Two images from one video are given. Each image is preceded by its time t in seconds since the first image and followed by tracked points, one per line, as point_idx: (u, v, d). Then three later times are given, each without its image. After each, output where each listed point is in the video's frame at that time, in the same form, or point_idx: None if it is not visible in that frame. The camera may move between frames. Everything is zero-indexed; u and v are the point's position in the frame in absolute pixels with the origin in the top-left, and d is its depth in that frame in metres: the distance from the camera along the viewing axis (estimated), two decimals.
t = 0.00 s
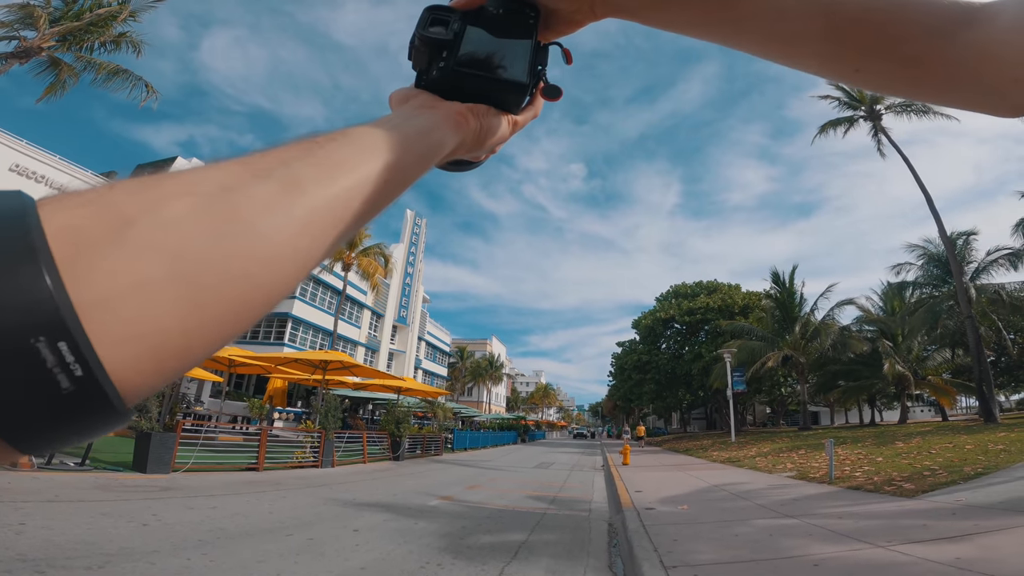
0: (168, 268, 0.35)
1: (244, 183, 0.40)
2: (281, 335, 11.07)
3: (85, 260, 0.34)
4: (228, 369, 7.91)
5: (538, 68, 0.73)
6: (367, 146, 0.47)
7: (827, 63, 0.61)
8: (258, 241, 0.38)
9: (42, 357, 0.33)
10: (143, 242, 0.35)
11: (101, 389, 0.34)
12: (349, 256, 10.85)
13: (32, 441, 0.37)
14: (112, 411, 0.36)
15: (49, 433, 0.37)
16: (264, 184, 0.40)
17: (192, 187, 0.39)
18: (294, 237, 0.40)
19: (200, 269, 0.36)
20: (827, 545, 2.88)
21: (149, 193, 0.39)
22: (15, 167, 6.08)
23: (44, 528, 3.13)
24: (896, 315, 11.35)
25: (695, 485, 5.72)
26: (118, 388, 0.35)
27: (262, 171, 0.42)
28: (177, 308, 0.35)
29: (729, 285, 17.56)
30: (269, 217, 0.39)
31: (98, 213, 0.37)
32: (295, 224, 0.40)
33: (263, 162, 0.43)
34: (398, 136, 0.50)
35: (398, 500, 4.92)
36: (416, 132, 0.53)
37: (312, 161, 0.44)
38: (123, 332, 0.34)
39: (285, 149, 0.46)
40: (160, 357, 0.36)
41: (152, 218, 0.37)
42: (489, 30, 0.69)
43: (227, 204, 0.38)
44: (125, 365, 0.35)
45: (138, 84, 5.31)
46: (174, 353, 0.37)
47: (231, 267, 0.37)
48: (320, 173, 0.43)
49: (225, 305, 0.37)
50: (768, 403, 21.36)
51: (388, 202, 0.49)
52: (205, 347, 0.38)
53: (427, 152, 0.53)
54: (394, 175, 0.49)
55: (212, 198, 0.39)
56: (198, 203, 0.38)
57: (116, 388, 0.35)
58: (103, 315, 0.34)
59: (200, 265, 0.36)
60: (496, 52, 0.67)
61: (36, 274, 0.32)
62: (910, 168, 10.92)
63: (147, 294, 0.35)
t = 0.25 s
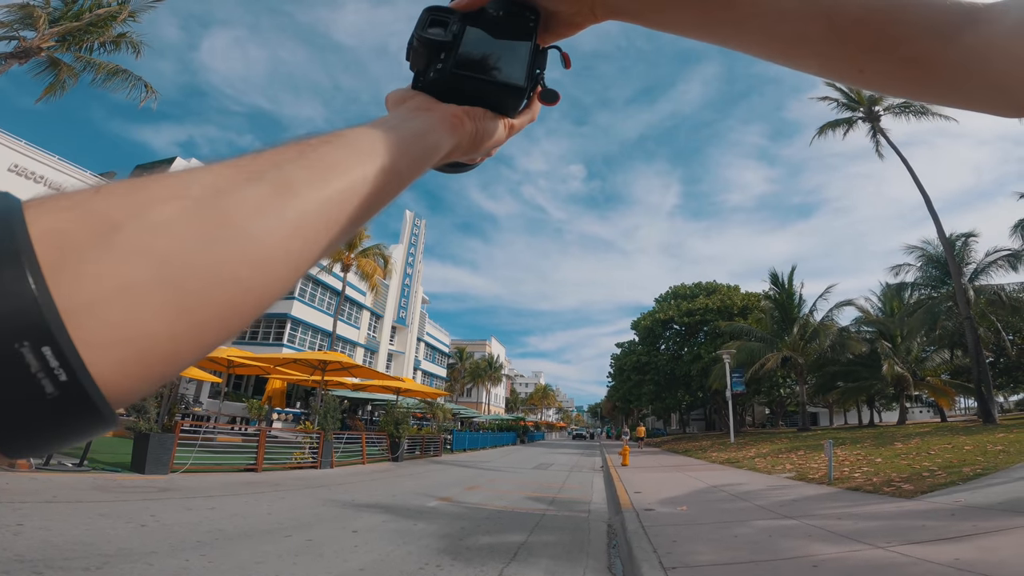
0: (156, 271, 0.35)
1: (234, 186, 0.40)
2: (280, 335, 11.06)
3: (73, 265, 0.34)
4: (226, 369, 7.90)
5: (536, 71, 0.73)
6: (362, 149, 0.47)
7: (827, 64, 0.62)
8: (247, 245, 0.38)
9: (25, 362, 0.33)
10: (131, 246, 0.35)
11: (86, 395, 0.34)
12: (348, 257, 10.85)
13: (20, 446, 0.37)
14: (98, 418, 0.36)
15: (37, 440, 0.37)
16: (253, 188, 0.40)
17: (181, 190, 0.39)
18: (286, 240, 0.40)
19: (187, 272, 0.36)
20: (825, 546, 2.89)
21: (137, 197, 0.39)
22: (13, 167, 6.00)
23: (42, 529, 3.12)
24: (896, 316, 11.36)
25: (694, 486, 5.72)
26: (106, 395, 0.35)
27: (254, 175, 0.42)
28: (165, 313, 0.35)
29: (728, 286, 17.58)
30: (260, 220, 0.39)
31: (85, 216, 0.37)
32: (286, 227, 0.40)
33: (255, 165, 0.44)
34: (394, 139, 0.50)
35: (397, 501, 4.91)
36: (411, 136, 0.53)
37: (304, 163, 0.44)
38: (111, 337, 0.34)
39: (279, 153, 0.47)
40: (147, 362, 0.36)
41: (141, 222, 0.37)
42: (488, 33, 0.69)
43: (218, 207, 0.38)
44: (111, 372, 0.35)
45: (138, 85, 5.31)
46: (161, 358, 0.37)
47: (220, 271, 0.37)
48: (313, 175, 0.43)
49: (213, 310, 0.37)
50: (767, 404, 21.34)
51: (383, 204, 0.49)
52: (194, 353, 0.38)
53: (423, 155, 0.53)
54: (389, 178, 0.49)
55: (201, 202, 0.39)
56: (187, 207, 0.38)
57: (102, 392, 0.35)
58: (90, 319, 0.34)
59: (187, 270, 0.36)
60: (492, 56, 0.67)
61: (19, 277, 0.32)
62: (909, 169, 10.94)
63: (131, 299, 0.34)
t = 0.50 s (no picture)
0: (159, 277, 0.35)
1: (237, 190, 0.40)
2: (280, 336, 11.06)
3: (76, 270, 0.34)
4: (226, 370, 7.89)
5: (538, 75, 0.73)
6: (367, 153, 0.47)
7: (829, 64, 0.62)
8: (250, 250, 0.38)
9: (30, 368, 0.33)
10: (134, 250, 0.35)
11: (90, 401, 0.35)
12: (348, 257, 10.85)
13: (27, 448, 0.37)
14: (102, 423, 0.37)
15: (45, 440, 0.37)
16: (255, 192, 0.40)
17: (185, 196, 0.39)
18: (290, 245, 0.40)
19: (189, 278, 0.36)
20: (823, 547, 2.89)
21: (139, 201, 0.39)
22: (12, 167, 6.03)
23: (40, 530, 3.12)
24: (895, 317, 11.36)
25: (694, 487, 5.72)
26: (111, 401, 0.36)
27: (257, 179, 0.42)
28: (168, 319, 0.35)
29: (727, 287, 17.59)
30: (263, 224, 0.39)
31: (88, 220, 0.37)
32: (288, 232, 0.40)
33: (259, 170, 0.44)
34: (398, 144, 0.50)
35: (396, 502, 4.91)
36: (415, 140, 0.53)
37: (307, 167, 0.44)
38: (115, 342, 0.34)
39: (284, 157, 0.46)
40: (151, 367, 0.36)
41: (143, 227, 0.36)
42: (489, 39, 0.70)
43: (220, 212, 0.38)
44: (114, 377, 0.35)
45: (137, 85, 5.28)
46: (165, 363, 0.37)
47: (224, 277, 0.37)
48: (316, 180, 0.43)
49: (216, 316, 0.37)
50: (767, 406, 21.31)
51: (386, 209, 0.49)
52: (198, 358, 0.38)
53: (428, 159, 0.53)
54: (392, 183, 0.49)
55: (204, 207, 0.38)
56: (188, 212, 0.38)
57: (107, 398, 0.35)
58: (94, 325, 0.34)
59: (188, 275, 0.36)
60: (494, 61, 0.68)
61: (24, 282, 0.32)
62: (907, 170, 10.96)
63: (133, 306, 0.34)
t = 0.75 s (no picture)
0: (168, 286, 0.33)
1: (249, 197, 0.38)
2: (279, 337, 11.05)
3: (85, 279, 0.33)
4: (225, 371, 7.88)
5: (544, 77, 0.80)
6: (376, 162, 0.46)
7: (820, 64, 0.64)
8: (263, 257, 0.36)
9: (40, 378, 0.34)
10: (146, 260, 0.33)
11: (99, 407, 0.35)
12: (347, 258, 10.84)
13: (39, 455, 0.39)
14: (112, 429, 0.38)
15: (53, 448, 0.38)
16: (268, 198, 0.38)
17: (194, 202, 0.37)
18: (299, 253, 0.38)
19: (199, 288, 0.34)
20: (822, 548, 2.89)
21: (150, 207, 0.37)
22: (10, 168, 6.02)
23: (38, 530, 3.12)
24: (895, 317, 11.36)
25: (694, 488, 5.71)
26: (119, 407, 0.36)
27: (268, 185, 0.40)
28: (179, 329, 0.34)
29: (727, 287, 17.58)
30: (275, 233, 0.37)
31: (97, 225, 0.35)
32: (301, 240, 0.38)
33: (270, 176, 0.42)
34: (408, 151, 0.49)
35: (395, 503, 4.89)
36: (424, 147, 0.52)
37: (318, 175, 0.42)
38: (124, 350, 0.34)
39: (293, 164, 0.45)
40: (159, 375, 0.36)
41: (155, 234, 0.34)
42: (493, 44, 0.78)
43: (232, 218, 0.36)
44: (123, 385, 0.35)
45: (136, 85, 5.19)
46: (172, 371, 0.36)
47: (236, 286, 0.36)
48: (326, 187, 0.41)
49: (226, 324, 0.36)
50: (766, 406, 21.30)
51: (397, 215, 0.47)
52: (207, 367, 0.37)
53: (438, 165, 0.53)
54: (402, 189, 0.48)
55: (216, 213, 0.37)
56: (200, 218, 0.36)
57: (115, 404, 0.36)
58: (104, 334, 0.33)
59: (200, 284, 0.34)
60: (501, 64, 0.75)
61: (34, 292, 0.31)
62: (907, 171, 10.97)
63: (144, 314, 0.33)
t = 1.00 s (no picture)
0: (172, 296, 0.33)
1: (254, 205, 0.39)
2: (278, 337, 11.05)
3: (90, 288, 0.33)
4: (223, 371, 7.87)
5: (546, 81, 0.80)
6: (378, 168, 0.46)
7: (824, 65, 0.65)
8: (267, 265, 0.36)
9: (45, 387, 0.34)
10: (150, 270, 0.33)
11: (104, 416, 0.35)
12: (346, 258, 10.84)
13: (46, 465, 0.39)
14: (117, 438, 0.38)
15: (58, 457, 0.38)
16: (273, 206, 0.39)
17: (199, 211, 0.37)
18: (303, 261, 0.38)
19: (204, 297, 0.34)
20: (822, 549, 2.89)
21: (155, 215, 0.37)
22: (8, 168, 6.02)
23: (36, 531, 3.12)
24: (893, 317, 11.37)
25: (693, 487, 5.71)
26: (124, 416, 0.36)
27: (273, 194, 0.40)
28: (183, 337, 0.34)
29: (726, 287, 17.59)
30: (279, 241, 0.37)
31: (102, 234, 0.35)
32: (305, 247, 0.39)
33: (273, 185, 0.42)
34: (411, 157, 0.49)
35: (394, 504, 4.89)
36: (427, 153, 0.52)
37: (321, 183, 0.42)
38: (129, 360, 0.34)
39: (296, 172, 0.46)
40: (165, 384, 0.36)
41: (160, 242, 0.34)
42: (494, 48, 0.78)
43: (236, 226, 0.37)
44: (128, 394, 0.35)
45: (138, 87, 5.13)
46: (177, 380, 0.36)
47: (241, 294, 0.36)
48: (329, 195, 0.41)
49: (231, 332, 0.36)
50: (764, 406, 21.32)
51: (402, 221, 0.47)
52: (212, 375, 0.37)
53: (442, 171, 0.53)
54: (406, 195, 0.48)
55: (221, 221, 0.37)
56: (204, 227, 0.36)
57: (120, 413, 0.36)
58: (109, 343, 0.33)
59: (204, 294, 0.34)
60: (504, 69, 0.75)
61: (38, 302, 0.31)
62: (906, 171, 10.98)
63: (149, 323, 0.33)
